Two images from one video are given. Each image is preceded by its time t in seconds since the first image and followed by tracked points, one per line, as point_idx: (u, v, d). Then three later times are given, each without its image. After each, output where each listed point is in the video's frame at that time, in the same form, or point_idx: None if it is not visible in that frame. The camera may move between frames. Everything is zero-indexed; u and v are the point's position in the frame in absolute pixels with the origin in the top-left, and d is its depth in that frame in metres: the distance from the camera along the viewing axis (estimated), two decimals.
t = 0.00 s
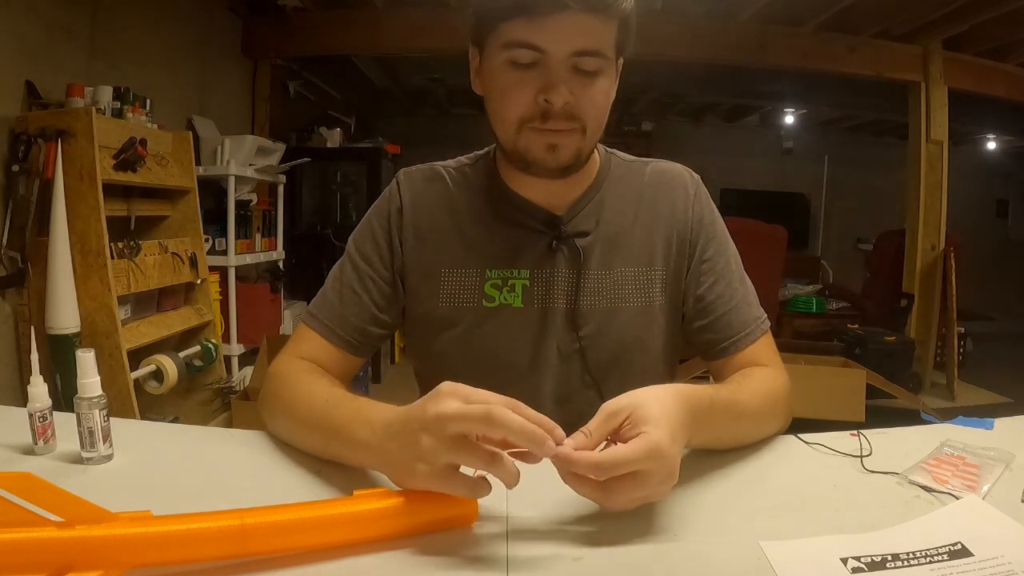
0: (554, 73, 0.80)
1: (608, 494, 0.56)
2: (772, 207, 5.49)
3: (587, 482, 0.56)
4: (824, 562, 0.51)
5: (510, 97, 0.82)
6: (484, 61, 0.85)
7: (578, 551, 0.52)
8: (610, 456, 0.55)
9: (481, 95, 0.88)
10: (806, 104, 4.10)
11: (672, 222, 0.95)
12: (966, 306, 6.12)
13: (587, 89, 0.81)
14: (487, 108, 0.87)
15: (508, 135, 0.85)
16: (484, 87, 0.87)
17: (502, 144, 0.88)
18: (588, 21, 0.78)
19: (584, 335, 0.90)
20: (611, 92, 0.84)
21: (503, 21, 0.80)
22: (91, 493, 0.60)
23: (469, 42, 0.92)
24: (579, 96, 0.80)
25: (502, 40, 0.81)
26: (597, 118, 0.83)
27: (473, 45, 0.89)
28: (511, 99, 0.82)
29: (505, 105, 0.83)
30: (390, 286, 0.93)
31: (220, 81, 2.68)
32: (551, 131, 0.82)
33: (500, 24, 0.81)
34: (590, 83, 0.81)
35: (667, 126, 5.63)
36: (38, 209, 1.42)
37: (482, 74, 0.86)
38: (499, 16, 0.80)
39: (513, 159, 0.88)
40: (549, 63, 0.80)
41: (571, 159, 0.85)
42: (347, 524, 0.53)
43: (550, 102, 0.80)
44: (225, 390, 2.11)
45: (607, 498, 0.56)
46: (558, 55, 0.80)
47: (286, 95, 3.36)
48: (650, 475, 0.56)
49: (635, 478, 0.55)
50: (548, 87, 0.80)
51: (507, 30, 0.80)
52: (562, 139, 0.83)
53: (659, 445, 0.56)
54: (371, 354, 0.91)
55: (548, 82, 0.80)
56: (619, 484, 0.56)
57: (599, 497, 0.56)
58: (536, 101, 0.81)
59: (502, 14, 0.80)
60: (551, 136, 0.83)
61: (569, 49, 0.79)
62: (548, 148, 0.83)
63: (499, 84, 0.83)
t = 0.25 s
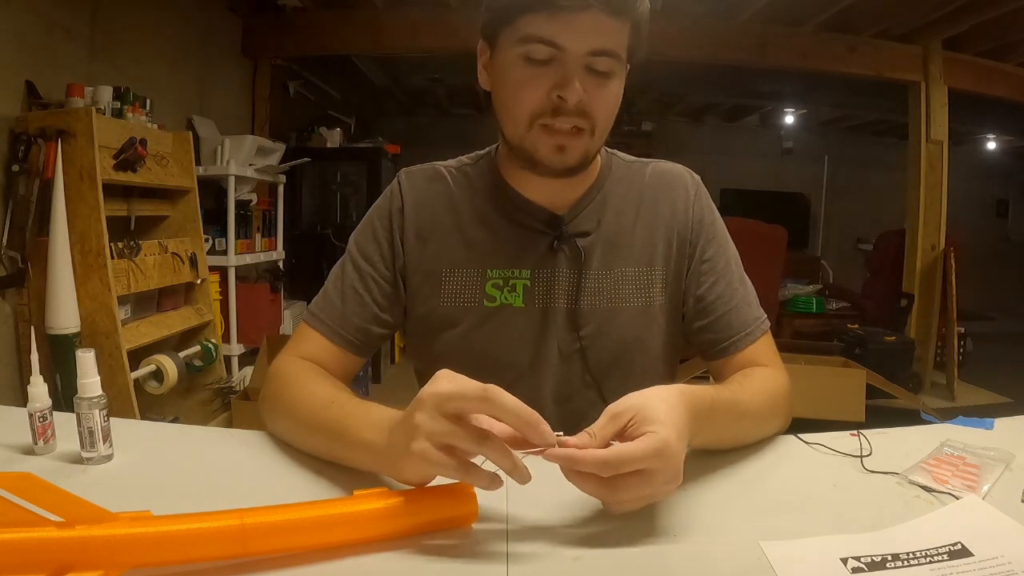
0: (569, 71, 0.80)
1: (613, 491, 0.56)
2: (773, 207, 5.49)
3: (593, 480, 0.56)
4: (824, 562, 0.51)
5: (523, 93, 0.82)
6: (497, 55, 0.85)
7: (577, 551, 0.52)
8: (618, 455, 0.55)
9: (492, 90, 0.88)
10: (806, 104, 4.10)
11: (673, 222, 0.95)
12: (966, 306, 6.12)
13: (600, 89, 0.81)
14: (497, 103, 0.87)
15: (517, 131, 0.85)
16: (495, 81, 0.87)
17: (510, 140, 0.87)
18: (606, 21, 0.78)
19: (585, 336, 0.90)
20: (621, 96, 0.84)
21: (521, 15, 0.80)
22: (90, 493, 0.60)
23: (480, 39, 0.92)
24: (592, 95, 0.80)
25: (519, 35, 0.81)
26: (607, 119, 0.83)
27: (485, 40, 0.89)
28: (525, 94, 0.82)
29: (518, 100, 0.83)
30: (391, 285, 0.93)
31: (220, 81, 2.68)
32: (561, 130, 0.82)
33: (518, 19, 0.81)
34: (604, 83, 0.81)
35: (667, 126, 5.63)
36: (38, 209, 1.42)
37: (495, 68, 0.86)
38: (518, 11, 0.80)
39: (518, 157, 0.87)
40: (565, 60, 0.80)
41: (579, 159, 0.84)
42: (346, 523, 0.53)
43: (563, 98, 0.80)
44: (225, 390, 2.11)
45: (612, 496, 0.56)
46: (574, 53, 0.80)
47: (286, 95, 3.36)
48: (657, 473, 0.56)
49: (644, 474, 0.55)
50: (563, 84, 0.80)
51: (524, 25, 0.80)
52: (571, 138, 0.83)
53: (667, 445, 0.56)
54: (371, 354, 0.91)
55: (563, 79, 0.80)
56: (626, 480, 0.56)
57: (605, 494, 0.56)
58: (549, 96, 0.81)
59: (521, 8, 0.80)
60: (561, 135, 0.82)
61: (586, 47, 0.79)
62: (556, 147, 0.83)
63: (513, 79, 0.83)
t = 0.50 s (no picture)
0: (566, 68, 0.80)
1: (615, 490, 0.55)
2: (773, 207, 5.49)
3: (594, 478, 0.56)
4: (824, 562, 0.51)
5: (521, 91, 0.82)
6: (496, 54, 0.85)
7: (578, 552, 0.52)
8: (621, 454, 0.55)
9: (492, 88, 0.88)
10: (806, 104, 4.10)
11: (674, 222, 0.95)
12: (967, 306, 6.12)
13: (598, 86, 0.81)
14: (496, 101, 0.87)
15: (516, 130, 0.85)
16: (494, 80, 0.87)
17: (508, 138, 0.87)
18: (603, 18, 0.78)
19: (586, 336, 0.90)
20: (620, 94, 0.84)
21: (518, 13, 0.80)
22: (90, 493, 0.60)
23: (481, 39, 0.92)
24: (589, 92, 0.80)
25: (517, 32, 0.81)
26: (605, 117, 0.83)
27: (485, 40, 0.89)
28: (522, 91, 0.82)
29: (516, 98, 0.83)
30: (392, 286, 0.93)
31: (220, 81, 2.68)
32: (560, 128, 0.82)
33: (515, 16, 0.81)
34: (602, 81, 0.81)
35: (667, 126, 5.63)
36: (38, 209, 1.42)
37: (494, 66, 0.86)
38: (515, 9, 0.80)
39: (519, 156, 0.87)
40: (562, 57, 0.80)
41: (578, 158, 0.84)
42: (345, 524, 0.53)
43: (560, 95, 0.80)
44: (225, 390, 2.11)
45: (611, 494, 0.56)
46: (571, 51, 0.79)
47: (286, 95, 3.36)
48: (658, 472, 0.56)
49: (645, 474, 0.55)
50: (560, 81, 0.80)
51: (522, 22, 0.80)
52: (569, 137, 0.83)
53: (670, 445, 0.56)
54: (372, 355, 0.91)
55: (560, 76, 0.80)
56: (627, 480, 0.55)
57: (604, 493, 0.56)
58: (546, 93, 0.80)
59: (519, 6, 0.80)
60: (559, 133, 0.83)
61: (583, 44, 0.79)
62: (555, 146, 0.83)
63: (511, 77, 0.83)
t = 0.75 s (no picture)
0: (559, 70, 0.80)
1: (616, 491, 0.55)
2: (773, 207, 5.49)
3: (596, 482, 0.55)
4: (824, 562, 0.51)
5: (515, 94, 0.82)
6: (490, 56, 0.85)
7: (578, 552, 0.52)
8: (621, 456, 0.54)
9: (485, 93, 0.88)
10: (806, 104, 4.10)
11: (673, 221, 0.95)
12: (966, 306, 6.12)
13: (592, 87, 0.80)
14: (491, 105, 0.87)
15: (512, 133, 0.85)
16: (489, 84, 0.87)
17: (505, 141, 0.87)
18: (594, 18, 0.78)
19: (585, 336, 0.90)
20: (615, 94, 0.84)
21: (510, 16, 0.80)
22: (90, 493, 0.60)
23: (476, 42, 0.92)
24: (583, 93, 0.80)
25: (508, 35, 0.81)
26: (600, 117, 0.83)
27: (479, 42, 0.89)
28: (516, 94, 0.82)
29: (510, 101, 0.83)
30: (391, 286, 0.93)
31: (220, 80, 2.68)
32: (555, 129, 0.82)
33: (507, 19, 0.80)
34: (595, 81, 0.81)
35: (667, 126, 5.63)
36: (38, 209, 1.42)
37: (487, 71, 0.86)
38: (506, 12, 0.80)
39: (516, 158, 0.87)
40: (554, 60, 0.80)
41: (574, 158, 0.84)
42: (345, 524, 0.53)
43: (554, 98, 0.80)
44: (225, 390, 2.11)
45: (615, 498, 0.55)
46: (563, 52, 0.79)
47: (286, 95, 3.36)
48: (658, 472, 0.56)
49: (647, 475, 0.55)
50: (553, 84, 0.80)
51: (513, 25, 0.80)
52: (565, 137, 0.83)
53: (668, 443, 0.57)
54: (371, 355, 0.91)
55: (553, 78, 0.80)
56: (627, 482, 0.55)
57: (609, 497, 0.55)
58: (540, 96, 0.80)
59: (511, 9, 0.80)
60: (554, 134, 0.82)
61: (576, 45, 0.79)
62: (550, 147, 0.83)
63: (504, 80, 0.83)
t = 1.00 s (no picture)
0: (558, 74, 0.80)
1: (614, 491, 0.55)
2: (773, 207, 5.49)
3: (594, 478, 0.55)
4: (824, 562, 0.51)
5: (514, 98, 0.82)
6: (487, 60, 0.85)
7: (579, 553, 0.52)
8: (623, 457, 0.55)
9: (484, 96, 0.88)
10: (806, 104, 4.10)
11: (672, 221, 0.95)
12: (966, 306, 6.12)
13: (591, 90, 0.80)
14: (490, 108, 0.87)
15: (511, 137, 0.85)
16: (487, 88, 0.87)
17: (504, 144, 0.87)
18: (592, 23, 0.78)
19: (585, 337, 0.90)
20: (614, 96, 0.84)
21: (507, 21, 0.80)
22: (90, 493, 0.60)
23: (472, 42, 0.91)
24: (582, 97, 0.80)
25: (506, 40, 0.81)
26: (599, 120, 0.83)
27: (475, 43, 0.89)
28: (515, 99, 0.82)
29: (509, 105, 0.83)
30: (390, 286, 0.93)
31: (220, 80, 2.68)
32: (554, 132, 0.82)
33: (505, 24, 0.81)
34: (595, 85, 0.81)
35: (667, 126, 5.63)
36: (38, 209, 1.42)
37: (485, 75, 0.86)
38: (504, 16, 0.80)
39: (515, 160, 0.87)
40: (553, 64, 0.80)
41: (573, 160, 0.84)
42: (346, 524, 0.53)
43: (553, 103, 0.80)
44: (225, 390, 2.11)
45: (608, 495, 0.55)
46: (562, 57, 0.79)
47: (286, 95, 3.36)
48: (656, 475, 0.56)
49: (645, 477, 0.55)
50: (552, 88, 0.80)
51: (511, 31, 0.80)
52: (564, 139, 0.82)
53: (669, 450, 0.57)
54: (370, 355, 0.91)
55: (552, 82, 0.80)
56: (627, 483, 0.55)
57: (602, 493, 0.55)
58: (539, 100, 0.80)
59: (507, 13, 0.80)
60: (553, 136, 0.82)
61: (574, 50, 0.79)
62: (549, 149, 0.83)
63: (502, 84, 0.83)
